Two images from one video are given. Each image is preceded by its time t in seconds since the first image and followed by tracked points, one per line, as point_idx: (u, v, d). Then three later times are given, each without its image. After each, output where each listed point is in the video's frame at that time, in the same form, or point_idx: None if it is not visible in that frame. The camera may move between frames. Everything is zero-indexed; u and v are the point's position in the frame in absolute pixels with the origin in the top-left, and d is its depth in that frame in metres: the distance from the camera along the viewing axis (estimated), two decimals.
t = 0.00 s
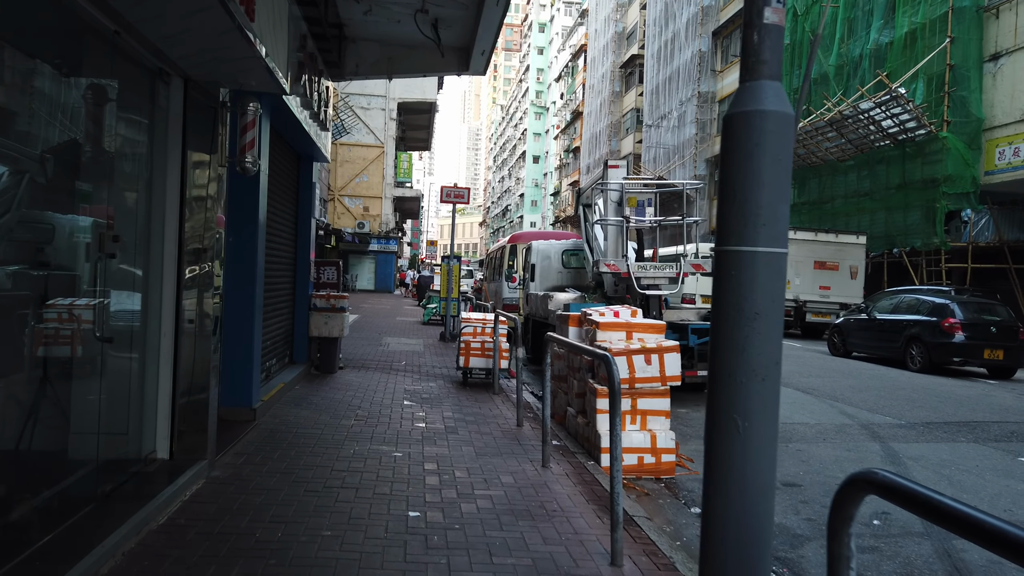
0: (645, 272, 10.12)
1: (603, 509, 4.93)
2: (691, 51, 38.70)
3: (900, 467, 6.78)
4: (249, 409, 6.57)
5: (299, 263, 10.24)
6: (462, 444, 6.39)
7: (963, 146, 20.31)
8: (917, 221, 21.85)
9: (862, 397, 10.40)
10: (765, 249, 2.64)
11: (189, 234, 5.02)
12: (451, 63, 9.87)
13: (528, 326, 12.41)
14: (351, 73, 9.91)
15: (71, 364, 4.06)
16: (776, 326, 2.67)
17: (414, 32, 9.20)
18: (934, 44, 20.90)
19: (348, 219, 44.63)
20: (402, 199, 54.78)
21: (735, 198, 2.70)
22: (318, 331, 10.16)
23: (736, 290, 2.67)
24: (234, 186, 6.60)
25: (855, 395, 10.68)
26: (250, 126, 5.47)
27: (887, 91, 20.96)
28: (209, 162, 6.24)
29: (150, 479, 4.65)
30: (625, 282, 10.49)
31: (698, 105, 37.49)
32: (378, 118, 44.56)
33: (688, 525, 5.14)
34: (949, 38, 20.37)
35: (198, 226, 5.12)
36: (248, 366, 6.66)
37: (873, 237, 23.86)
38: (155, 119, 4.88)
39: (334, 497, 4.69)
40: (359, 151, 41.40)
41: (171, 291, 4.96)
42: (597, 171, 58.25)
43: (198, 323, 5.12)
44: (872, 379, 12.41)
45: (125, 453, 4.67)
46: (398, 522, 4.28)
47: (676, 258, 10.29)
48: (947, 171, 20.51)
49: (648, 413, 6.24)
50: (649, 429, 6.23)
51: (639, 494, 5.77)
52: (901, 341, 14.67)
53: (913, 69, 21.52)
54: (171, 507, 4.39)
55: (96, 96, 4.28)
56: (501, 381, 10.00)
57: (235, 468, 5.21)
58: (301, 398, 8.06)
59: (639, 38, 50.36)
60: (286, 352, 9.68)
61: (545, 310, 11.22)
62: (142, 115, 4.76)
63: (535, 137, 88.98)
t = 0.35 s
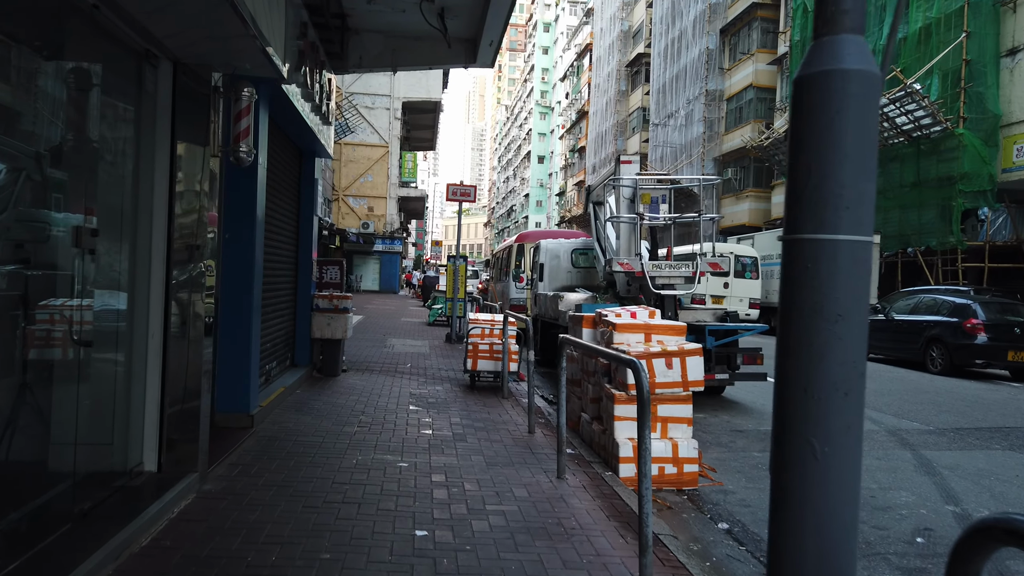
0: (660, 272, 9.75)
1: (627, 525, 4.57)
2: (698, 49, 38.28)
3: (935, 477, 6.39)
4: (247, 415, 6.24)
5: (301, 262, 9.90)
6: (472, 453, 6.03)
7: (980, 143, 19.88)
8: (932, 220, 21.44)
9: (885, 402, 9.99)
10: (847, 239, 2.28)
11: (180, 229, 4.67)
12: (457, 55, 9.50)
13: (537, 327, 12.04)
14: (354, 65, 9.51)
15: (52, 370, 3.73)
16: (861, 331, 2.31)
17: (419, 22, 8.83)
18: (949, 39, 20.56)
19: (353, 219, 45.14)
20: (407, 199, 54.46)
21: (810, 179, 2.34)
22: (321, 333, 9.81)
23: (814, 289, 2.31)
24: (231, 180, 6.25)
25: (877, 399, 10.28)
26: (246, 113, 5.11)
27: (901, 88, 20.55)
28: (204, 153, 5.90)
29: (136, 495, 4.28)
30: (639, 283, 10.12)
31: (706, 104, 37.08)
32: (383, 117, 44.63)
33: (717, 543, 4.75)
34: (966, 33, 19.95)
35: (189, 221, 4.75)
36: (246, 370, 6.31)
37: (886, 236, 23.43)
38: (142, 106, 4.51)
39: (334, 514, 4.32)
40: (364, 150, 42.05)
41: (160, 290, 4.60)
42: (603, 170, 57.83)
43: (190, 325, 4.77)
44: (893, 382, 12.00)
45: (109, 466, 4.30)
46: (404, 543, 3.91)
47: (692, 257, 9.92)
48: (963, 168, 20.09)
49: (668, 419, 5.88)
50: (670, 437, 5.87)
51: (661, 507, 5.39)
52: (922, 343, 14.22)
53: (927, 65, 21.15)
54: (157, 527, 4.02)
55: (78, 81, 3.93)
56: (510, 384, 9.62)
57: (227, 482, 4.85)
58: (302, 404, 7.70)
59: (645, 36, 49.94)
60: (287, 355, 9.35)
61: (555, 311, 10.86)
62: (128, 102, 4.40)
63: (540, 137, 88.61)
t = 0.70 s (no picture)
0: (680, 272, 9.30)
1: (657, 549, 4.18)
2: (709, 47, 37.79)
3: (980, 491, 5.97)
4: (248, 424, 5.90)
5: (306, 262, 9.55)
6: (486, 465, 5.66)
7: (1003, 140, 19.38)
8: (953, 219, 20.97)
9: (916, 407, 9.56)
10: (979, 228, 1.91)
11: (172, 227, 4.31)
12: (468, 47, 9.12)
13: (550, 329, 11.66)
14: (362, 59, 9.18)
15: (33, 376, 3.41)
16: (996, 344, 1.94)
17: (430, 13, 8.46)
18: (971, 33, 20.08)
19: (361, 220, 45.21)
20: (415, 199, 54.17)
21: (933, 155, 1.97)
22: (327, 336, 9.46)
23: (938, 291, 1.94)
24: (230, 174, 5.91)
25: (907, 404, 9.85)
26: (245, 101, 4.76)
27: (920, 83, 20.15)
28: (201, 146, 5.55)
29: (123, 515, 3.93)
30: (658, 283, 9.69)
31: (717, 102, 36.59)
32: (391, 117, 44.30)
33: (758, 568, 4.34)
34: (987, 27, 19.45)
35: (182, 218, 4.39)
36: (246, 377, 5.97)
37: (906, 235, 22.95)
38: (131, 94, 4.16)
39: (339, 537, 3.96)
40: (373, 151, 43.17)
41: (150, 293, 4.24)
42: (612, 170, 57.33)
43: (183, 330, 4.41)
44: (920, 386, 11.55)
45: (95, 483, 3.96)
46: (415, 573, 3.55)
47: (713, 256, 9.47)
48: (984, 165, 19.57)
49: (697, 429, 5.44)
50: (698, 448, 5.42)
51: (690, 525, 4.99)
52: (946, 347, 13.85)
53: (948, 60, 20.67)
54: (144, 552, 3.67)
55: (61, 65, 3.60)
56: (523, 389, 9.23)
57: (224, 499, 4.49)
58: (307, 410, 7.35)
59: (655, 34, 49.42)
60: (292, 358, 9.02)
61: (569, 313, 10.48)
62: (115, 88, 4.04)
63: (548, 137, 88.18)
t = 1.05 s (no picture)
0: (695, 274, 8.87)
1: None
2: (715, 45, 37.39)
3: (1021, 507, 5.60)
4: (240, 438, 5.55)
5: (304, 264, 9.18)
6: (493, 482, 5.29)
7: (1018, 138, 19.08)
8: (966, 218, 20.61)
9: (939, 415, 9.19)
10: None
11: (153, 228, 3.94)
12: (474, 39, 8.75)
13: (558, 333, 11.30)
14: (363, 52, 8.74)
15: None
16: None
17: (434, 4, 8.09)
18: (984, 29, 19.51)
19: (364, 220, 45.05)
20: (418, 199, 53.79)
21: None
22: (326, 340, 9.09)
23: None
24: (221, 172, 5.57)
25: (930, 411, 9.45)
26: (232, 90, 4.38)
27: (934, 80, 19.76)
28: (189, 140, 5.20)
29: (98, 545, 3.56)
30: (671, 286, 9.27)
31: (723, 101, 36.17)
32: (394, 117, 44.17)
33: None
34: (1002, 23, 18.93)
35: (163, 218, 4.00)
36: (238, 387, 5.61)
37: (917, 235, 22.57)
38: (107, 83, 3.78)
39: (336, 568, 3.59)
40: (375, 151, 43.24)
41: (128, 300, 3.85)
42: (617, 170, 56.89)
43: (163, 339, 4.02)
44: (940, 391, 11.18)
45: (67, 509, 3.59)
46: None
47: (729, 257, 9.02)
48: (1000, 163, 19.34)
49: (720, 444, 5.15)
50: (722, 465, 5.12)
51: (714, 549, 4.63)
52: (965, 350, 13.47)
53: (962, 56, 20.11)
54: None
55: (32, 50, 3.24)
56: (530, 396, 8.87)
57: (210, 524, 4.14)
58: (304, 420, 6.99)
59: (660, 33, 49.03)
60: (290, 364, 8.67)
61: (577, 316, 10.11)
62: (88, 76, 3.65)
63: (552, 137, 87.86)
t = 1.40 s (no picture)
0: (705, 273, 8.40)
1: None
2: (717, 43, 37.01)
3: None
4: (224, 448, 5.17)
5: (297, 262, 8.78)
6: (496, 496, 4.89)
7: None
8: (975, 216, 20.26)
9: (961, 419, 8.81)
10: None
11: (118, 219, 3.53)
12: (474, 27, 8.32)
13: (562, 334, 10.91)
14: (358, 41, 8.32)
15: None
16: None
17: None
18: (994, 23, 19.12)
19: (363, 220, 44.70)
20: (417, 199, 53.35)
21: None
22: (320, 343, 8.69)
23: None
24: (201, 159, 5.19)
25: (951, 415, 9.06)
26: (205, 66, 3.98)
27: (943, 75, 19.30)
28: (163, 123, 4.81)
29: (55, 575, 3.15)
30: (681, 285, 8.84)
31: (725, 99, 35.79)
32: (393, 116, 43.58)
33: None
34: (1013, 16, 18.54)
35: (128, 207, 3.61)
36: (222, 393, 5.22)
37: (925, 233, 22.22)
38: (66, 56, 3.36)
39: None
40: (374, 150, 43.50)
41: (89, 299, 3.44)
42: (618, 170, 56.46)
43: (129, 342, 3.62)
44: (958, 393, 10.79)
45: (20, 534, 3.18)
46: None
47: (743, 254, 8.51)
48: (1010, 160, 19.01)
49: (741, 455, 4.82)
50: (742, 477, 4.81)
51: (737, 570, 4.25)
52: (981, 351, 13.11)
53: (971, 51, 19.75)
54: None
55: None
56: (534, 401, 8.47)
57: (182, 548, 3.76)
58: (294, 427, 6.59)
59: (661, 31, 48.61)
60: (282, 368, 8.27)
61: (582, 317, 9.71)
62: (45, 50, 3.23)
63: (552, 137, 87.46)
